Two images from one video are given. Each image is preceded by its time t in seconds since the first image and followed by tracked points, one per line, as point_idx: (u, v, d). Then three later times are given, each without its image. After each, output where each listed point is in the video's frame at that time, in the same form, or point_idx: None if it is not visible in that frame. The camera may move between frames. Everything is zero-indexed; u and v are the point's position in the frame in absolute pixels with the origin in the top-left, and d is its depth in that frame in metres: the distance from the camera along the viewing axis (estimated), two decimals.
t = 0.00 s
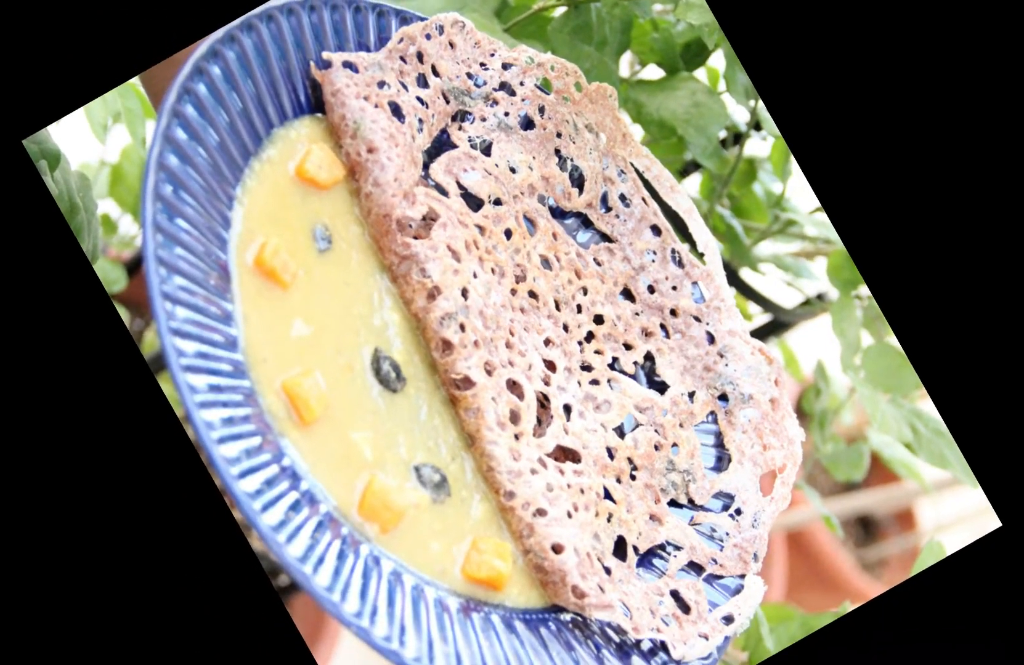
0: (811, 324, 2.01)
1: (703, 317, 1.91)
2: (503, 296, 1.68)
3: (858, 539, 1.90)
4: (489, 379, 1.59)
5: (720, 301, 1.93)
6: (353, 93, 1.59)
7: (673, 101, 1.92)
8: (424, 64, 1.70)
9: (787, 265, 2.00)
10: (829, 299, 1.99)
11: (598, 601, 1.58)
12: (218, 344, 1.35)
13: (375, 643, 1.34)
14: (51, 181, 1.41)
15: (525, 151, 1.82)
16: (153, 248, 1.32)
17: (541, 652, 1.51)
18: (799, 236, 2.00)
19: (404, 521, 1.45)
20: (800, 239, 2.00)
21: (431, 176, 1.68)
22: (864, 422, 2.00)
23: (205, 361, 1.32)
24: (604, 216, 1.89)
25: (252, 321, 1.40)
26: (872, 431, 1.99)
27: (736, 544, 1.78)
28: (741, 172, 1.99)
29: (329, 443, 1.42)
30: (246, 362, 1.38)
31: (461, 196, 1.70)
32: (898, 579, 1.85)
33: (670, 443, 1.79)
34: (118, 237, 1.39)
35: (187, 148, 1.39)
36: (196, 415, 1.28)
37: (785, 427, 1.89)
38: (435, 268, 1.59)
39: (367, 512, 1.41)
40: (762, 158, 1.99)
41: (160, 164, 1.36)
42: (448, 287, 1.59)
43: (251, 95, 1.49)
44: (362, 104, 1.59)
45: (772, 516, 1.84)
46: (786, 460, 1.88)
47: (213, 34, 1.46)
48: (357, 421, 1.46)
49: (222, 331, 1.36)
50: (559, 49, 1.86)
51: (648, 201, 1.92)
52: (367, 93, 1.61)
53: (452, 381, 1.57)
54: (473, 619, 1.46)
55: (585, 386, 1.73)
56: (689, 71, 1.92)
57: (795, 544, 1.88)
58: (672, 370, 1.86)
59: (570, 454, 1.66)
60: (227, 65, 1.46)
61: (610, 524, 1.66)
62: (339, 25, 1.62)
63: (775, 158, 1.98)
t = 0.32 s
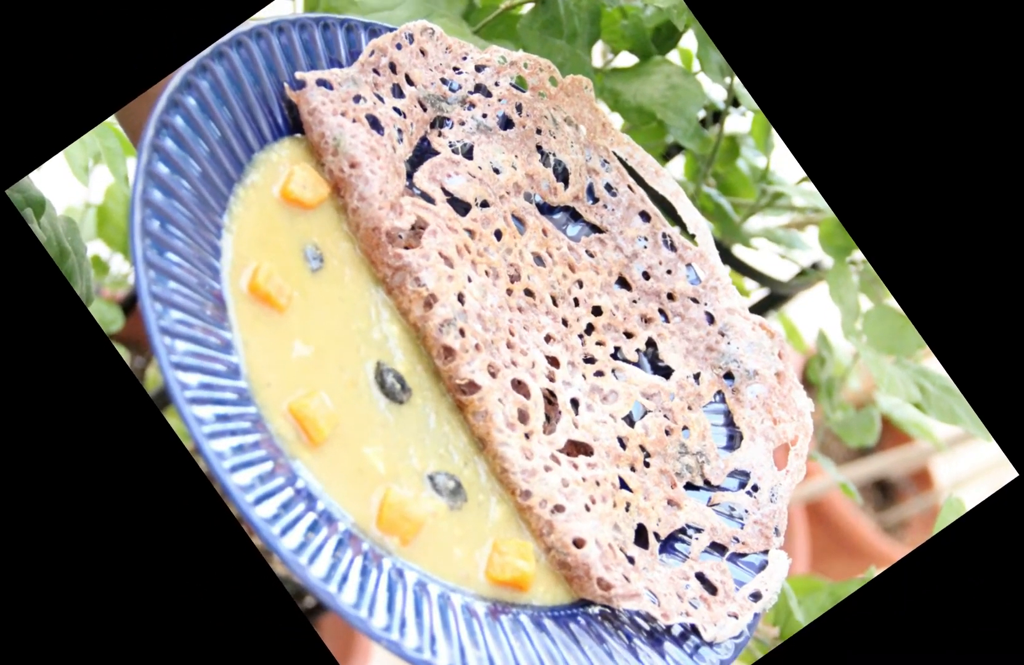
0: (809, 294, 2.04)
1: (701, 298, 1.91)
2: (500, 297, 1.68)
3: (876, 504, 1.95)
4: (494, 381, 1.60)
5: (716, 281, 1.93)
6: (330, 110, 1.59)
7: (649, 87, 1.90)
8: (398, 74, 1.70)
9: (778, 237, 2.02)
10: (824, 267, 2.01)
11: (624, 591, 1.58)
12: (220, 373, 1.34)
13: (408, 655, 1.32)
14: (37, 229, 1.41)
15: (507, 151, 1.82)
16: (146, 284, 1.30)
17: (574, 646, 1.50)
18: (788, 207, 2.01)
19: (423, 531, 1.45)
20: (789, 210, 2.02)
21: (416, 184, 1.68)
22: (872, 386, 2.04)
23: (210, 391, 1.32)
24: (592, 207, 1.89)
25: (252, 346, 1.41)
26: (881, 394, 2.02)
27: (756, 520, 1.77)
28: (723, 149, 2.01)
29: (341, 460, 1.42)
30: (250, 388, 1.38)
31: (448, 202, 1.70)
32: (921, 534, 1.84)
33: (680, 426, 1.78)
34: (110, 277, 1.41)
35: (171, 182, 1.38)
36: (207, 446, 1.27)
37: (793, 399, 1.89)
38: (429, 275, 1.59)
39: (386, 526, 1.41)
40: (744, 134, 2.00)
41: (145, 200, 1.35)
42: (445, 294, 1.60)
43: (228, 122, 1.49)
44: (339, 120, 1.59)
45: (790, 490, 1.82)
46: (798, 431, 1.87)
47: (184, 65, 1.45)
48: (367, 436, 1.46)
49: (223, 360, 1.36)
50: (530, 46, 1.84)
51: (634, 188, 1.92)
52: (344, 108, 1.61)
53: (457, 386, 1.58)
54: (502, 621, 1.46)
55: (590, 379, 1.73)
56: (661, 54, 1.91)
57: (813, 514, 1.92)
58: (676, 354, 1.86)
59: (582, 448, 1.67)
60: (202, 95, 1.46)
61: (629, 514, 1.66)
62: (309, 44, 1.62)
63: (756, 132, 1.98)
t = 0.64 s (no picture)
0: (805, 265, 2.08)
1: (696, 279, 1.91)
2: (496, 298, 1.68)
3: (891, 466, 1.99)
4: (499, 383, 1.60)
5: (710, 261, 1.93)
6: (308, 130, 1.59)
7: (624, 75, 1.86)
8: (373, 87, 1.70)
9: (768, 211, 2.03)
10: (815, 238, 2.03)
11: (649, 578, 1.57)
12: (226, 401, 1.34)
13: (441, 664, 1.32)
14: (29, 277, 1.41)
15: (488, 152, 1.82)
16: (144, 321, 1.29)
17: (605, 638, 1.50)
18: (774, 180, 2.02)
19: (443, 539, 1.45)
20: (775, 184, 2.02)
21: (402, 195, 1.68)
22: (874, 349, 2.07)
23: (218, 421, 1.31)
24: (579, 200, 1.89)
25: (255, 372, 1.41)
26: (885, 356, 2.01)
27: (774, 495, 1.76)
28: (704, 129, 2.00)
29: (355, 476, 1.42)
30: (257, 414, 1.38)
31: (435, 210, 1.70)
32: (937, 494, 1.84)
33: (689, 409, 1.78)
34: (107, 317, 1.47)
35: (157, 218, 1.38)
36: (221, 476, 1.26)
37: (799, 371, 1.89)
38: (424, 284, 1.59)
39: (405, 538, 1.41)
40: (722, 112, 1.99)
41: (134, 238, 1.34)
42: (441, 301, 1.60)
43: (209, 151, 1.49)
44: (319, 138, 1.59)
45: (805, 461, 1.82)
46: (806, 402, 1.87)
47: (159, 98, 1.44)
48: (379, 450, 1.47)
49: (227, 389, 1.36)
50: (500, 45, 1.81)
51: (619, 176, 1.93)
52: (323, 126, 1.61)
53: (462, 392, 1.58)
54: (531, 620, 1.46)
55: (594, 371, 1.73)
56: (633, 41, 1.88)
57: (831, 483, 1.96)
58: (677, 337, 1.86)
59: (593, 440, 1.67)
60: (179, 127, 1.45)
61: (646, 501, 1.66)
62: (281, 66, 1.62)
63: (735, 109, 1.97)
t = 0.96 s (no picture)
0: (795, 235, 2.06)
1: (690, 261, 1.91)
2: (493, 300, 1.68)
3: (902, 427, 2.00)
4: (504, 384, 1.60)
5: (702, 241, 1.92)
6: (288, 151, 1.59)
7: (598, 65, 1.87)
8: (349, 102, 1.70)
9: (755, 186, 2.04)
10: (804, 205, 2.02)
11: (674, 563, 1.57)
12: (234, 430, 1.35)
13: None
14: (28, 324, 1.40)
15: (471, 156, 1.81)
16: (144, 358, 1.29)
17: (635, 627, 1.49)
18: (757, 154, 2.04)
19: (464, 545, 1.45)
20: (759, 158, 2.04)
21: (388, 206, 1.68)
22: (875, 313, 2.07)
23: (228, 450, 1.31)
24: (566, 194, 1.89)
25: (261, 398, 1.41)
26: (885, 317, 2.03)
27: (789, 468, 1.76)
28: (682, 111, 2.02)
29: (370, 492, 1.42)
30: (266, 439, 1.38)
31: (423, 218, 1.70)
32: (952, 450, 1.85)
33: (696, 391, 1.78)
34: (107, 357, 1.50)
35: (148, 254, 1.38)
36: (237, 504, 1.26)
37: (801, 342, 1.87)
38: (420, 293, 1.59)
39: (426, 547, 1.41)
40: (699, 92, 2.00)
41: (126, 276, 1.33)
42: (439, 309, 1.60)
43: (192, 183, 1.49)
44: (301, 159, 1.59)
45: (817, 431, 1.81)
46: (812, 372, 1.86)
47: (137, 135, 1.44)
48: (391, 463, 1.47)
49: (234, 417, 1.36)
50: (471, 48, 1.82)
51: (603, 166, 1.93)
52: (302, 146, 1.61)
53: (469, 396, 1.59)
54: (560, 617, 1.46)
55: (598, 363, 1.73)
56: (603, 30, 1.88)
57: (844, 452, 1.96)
58: (677, 320, 1.86)
59: (604, 430, 1.67)
60: (161, 162, 1.45)
61: (663, 487, 1.66)
62: (256, 90, 1.62)
63: (711, 88, 1.99)
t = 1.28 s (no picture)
0: (784, 206, 2.04)
1: (682, 243, 1.91)
2: (490, 302, 1.68)
3: (910, 387, 1.96)
4: (509, 384, 1.61)
5: (692, 222, 1.92)
6: (271, 174, 1.59)
7: (571, 59, 1.92)
8: (327, 120, 1.70)
9: (738, 163, 2.04)
10: (790, 177, 2.02)
11: (696, 546, 1.57)
12: (246, 458, 1.35)
13: None
14: (28, 372, 1.46)
15: (453, 161, 1.81)
16: (148, 394, 1.30)
17: (664, 613, 1.49)
18: (738, 131, 2.04)
19: (486, 548, 1.45)
20: (740, 134, 2.04)
21: (376, 220, 1.68)
22: (871, 277, 2.03)
23: (242, 478, 1.32)
24: (552, 189, 1.89)
25: (269, 423, 1.41)
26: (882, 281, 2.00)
27: (802, 439, 1.75)
28: (659, 94, 2.02)
29: (387, 505, 1.42)
30: (278, 464, 1.38)
31: (412, 228, 1.70)
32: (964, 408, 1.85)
33: (701, 372, 1.78)
34: (112, 398, 1.48)
35: (143, 291, 1.39)
36: (255, 531, 1.27)
37: (801, 312, 1.88)
38: (417, 302, 1.59)
39: (448, 555, 1.41)
40: (674, 75, 2.02)
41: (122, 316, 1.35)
42: (437, 316, 1.60)
43: (179, 216, 1.49)
44: (285, 180, 1.59)
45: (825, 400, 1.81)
46: (814, 342, 1.86)
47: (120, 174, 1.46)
48: (405, 475, 1.47)
49: (244, 445, 1.36)
50: (444, 53, 1.86)
51: (586, 158, 1.92)
52: (285, 168, 1.61)
53: (475, 400, 1.59)
54: (588, 610, 1.46)
55: (600, 354, 1.73)
56: (573, 23, 1.93)
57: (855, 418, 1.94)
58: (675, 304, 1.86)
59: (613, 421, 1.67)
60: (146, 198, 1.46)
61: (678, 471, 1.66)
62: (233, 117, 1.62)
63: (685, 70, 2.01)
